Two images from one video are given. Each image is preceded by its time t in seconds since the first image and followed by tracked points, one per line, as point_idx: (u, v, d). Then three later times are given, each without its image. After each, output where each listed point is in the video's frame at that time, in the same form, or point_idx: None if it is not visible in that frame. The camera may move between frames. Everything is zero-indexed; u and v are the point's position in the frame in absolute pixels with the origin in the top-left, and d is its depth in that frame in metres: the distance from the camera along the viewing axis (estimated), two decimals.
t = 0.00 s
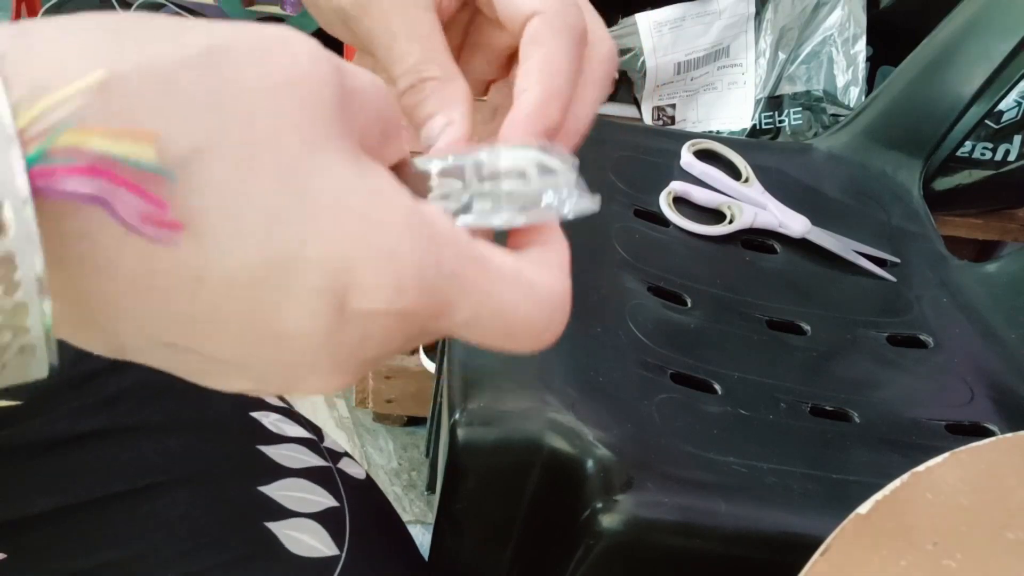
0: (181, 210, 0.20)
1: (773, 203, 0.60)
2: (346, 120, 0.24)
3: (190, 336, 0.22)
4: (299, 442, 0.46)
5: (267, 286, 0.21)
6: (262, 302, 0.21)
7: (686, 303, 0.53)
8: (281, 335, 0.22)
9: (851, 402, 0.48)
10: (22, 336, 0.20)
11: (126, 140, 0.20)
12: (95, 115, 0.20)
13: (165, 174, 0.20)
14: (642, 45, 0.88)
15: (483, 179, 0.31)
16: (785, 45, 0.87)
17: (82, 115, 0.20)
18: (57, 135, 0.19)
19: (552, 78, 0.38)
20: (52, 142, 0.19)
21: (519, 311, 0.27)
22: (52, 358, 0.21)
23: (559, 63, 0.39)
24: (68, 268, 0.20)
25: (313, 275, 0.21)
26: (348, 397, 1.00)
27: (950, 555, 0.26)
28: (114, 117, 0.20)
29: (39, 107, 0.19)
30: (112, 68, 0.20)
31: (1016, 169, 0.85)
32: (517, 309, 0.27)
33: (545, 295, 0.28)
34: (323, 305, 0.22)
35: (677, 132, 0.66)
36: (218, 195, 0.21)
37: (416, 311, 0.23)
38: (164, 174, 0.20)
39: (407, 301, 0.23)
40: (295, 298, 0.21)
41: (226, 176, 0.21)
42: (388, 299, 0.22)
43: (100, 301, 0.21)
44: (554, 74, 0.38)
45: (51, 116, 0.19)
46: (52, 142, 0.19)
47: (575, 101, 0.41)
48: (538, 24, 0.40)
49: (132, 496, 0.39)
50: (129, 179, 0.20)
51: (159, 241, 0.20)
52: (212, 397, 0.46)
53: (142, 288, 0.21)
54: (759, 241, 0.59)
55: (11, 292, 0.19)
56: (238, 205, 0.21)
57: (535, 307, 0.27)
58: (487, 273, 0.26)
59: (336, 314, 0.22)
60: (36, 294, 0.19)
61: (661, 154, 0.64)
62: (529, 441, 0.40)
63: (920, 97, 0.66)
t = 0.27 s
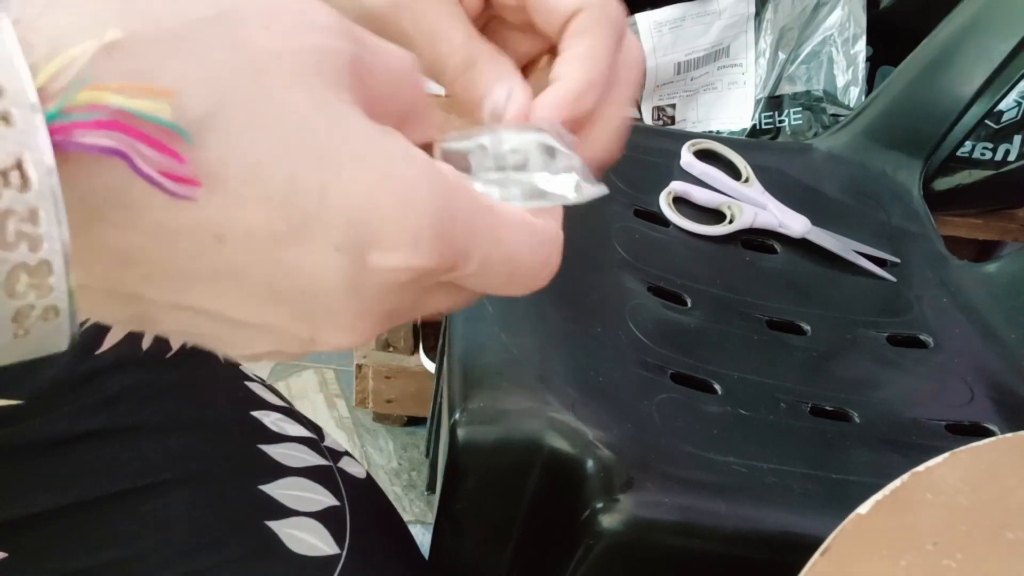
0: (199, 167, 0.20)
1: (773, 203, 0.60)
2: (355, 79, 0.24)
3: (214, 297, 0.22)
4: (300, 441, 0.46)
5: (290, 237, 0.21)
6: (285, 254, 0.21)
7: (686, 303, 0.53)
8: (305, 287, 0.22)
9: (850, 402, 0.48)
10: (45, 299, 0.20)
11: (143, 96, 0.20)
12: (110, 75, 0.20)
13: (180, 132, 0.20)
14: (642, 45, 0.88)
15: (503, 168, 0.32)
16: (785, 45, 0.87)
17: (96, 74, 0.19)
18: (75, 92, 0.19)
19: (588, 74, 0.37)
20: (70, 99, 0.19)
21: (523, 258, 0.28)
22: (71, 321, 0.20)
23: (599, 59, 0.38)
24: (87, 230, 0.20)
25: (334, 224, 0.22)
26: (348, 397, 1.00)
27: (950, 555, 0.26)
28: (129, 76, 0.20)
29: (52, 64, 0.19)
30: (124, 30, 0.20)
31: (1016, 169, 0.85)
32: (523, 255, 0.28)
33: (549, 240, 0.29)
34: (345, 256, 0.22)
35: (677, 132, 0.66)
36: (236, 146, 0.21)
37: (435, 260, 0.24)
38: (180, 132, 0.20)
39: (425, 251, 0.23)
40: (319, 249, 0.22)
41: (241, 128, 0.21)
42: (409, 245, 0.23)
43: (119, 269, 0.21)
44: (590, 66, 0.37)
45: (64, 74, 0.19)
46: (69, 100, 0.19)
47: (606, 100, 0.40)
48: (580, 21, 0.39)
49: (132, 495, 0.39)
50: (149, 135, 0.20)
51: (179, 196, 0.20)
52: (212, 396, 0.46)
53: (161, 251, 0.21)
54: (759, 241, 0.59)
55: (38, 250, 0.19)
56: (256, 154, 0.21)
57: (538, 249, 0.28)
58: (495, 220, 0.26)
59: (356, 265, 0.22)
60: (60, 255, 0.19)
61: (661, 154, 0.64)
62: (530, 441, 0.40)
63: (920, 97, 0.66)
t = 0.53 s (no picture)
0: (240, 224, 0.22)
1: (773, 203, 0.60)
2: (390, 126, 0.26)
3: (252, 332, 0.24)
4: (300, 442, 0.46)
5: (323, 284, 0.23)
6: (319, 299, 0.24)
7: (686, 303, 0.53)
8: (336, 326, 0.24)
9: (850, 403, 0.48)
10: (107, 339, 0.22)
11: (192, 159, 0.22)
12: (163, 138, 0.21)
13: (226, 193, 0.22)
14: (642, 46, 0.87)
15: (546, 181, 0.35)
16: (785, 45, 0.87)
17: (150, 137, 0.21)
18: (131, 157, 0.21)
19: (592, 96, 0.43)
20: (126, 164, 0.21)
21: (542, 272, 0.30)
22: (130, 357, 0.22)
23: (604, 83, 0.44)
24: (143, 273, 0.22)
25: (364, 276, 0.24)
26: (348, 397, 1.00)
27: (951, 555, 0.26)
28: (182, 138, 0.22)
29: (115, 130, 0.21)
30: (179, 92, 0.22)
31: (1016, 169, 0.85)
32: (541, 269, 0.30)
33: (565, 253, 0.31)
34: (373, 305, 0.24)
35: (677, 131, 0.66)
36: (280, 203, 0.22)
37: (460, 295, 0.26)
38: (226, 193, 0.22)
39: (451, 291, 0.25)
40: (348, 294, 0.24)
41: (285, 186, 0.22)
42: (435, 291, 0.25)
43: (168, 299, 0.23)
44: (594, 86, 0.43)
45: (124, 139, 0.21)
46: (126, 164, 0.21)
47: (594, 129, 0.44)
48: (591, 51, 0.46)
49: (133, 496, 0.39)
50: (198, 197, 0.22)
51: (223, 252, 0.22)
52: (213, 397, 0.46)
53: (208, 291, 0.23)
54: (759, 241, 0.59)
55: (103, 299, 0.21)
56: (298, 210, 0.23)
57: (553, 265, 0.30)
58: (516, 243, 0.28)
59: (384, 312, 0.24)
60: (120, 302, 0.21)
61: (661, 154, 0.64)
62: (529, 441, 0.40)
63: (920, 97, 0.66)
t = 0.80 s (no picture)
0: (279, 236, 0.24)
1: (773, 203, 0.60)
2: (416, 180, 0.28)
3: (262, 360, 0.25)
4: (301, 441, 0.46)
5: (332, 314, 0.24)
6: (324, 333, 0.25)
7: (686, 303, 0.53)
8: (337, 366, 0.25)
9: (850, 403, 0.48)
10: (136, 326, 0.23)
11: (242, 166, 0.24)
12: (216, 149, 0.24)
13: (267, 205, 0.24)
14: (642, 45, 0.87)
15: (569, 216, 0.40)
16: (785, 45, 0.87)
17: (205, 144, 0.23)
18: (187, 159, 0.23)
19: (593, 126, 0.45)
20: (184, 164, 0.23)
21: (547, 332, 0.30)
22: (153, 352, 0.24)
23: (600, 113, 0.46)
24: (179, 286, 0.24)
25: (370, 313, 0.24)
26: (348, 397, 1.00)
27: (951, 555, 0.26)
28: (235, 150, 0.24)
29: (177, 139, 0.23)
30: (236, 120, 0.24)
31: (1016, 169, 0.85)
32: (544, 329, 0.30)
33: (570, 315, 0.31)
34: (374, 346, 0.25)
35: (677, 131, 0.66)
36: (306, 231, 0.24)
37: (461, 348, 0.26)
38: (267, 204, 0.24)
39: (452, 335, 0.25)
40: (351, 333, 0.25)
41: (312, 217, 0.24)
42: (435, 342, 0.25)
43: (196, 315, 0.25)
44: (592, 117, 0.46)
45: (183, 146, 0.23)
46: (183, 164, 0.23)
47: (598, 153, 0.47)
48: (586, 83, 0.48)
49: (134, 495, 0.39)
50: (245, 198, 0.23)
51: (261, 251, 0.23)
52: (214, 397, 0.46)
53: (226, 307, 0.24)
54: (759, 241, 0.59)
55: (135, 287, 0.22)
56: (320, 242, 0.24)
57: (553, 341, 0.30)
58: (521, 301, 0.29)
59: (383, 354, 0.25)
60: (152, 292, 0.22)
61: (661, 154, 0.64)
62: (530, 441, 0.40)
63: (921, 97, 0.66)
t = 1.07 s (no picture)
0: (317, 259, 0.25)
1: (773, 203, 0.60)
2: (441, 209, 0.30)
3: (293, 380, 0.26)
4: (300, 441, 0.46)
5: (367, 337, 0.26)
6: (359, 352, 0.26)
7: (686, 303, 0.53)
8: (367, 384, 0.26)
9: (850, 403, 0.48)
10: (173, 356, 0.24)
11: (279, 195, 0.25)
12: (255, 177, 0.25)
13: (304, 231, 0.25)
14: (642, 45, 0.87)
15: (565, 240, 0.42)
16: (785, 45, 0.87)
17: (246, 174, 0.24)
18: (227, 190, 0.24)
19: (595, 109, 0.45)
20: (223, 196, 0.24)
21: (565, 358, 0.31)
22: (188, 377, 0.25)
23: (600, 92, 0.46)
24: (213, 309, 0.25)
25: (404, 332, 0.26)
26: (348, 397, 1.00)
27: (951, 555, 0.26)
28: (272, 177, 0.25)
29: (212, 170, 0.24)
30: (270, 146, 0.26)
31: (1016, 169, 0.85)
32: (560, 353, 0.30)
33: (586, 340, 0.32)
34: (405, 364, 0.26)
35: (677, 131, 0.66)
36: (343, 256, 0.25)
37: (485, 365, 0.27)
38: (304, 230, 0.25)
39: (479, 359, 0.27)
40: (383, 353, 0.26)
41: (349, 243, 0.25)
42: (463, 362, 0.26)
43: (228, 337, 0.26)
44: (592, 99, 0.45)
45: (222, 177, 0.24)
46: (223, 196, 0.24)
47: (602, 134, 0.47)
48: (585, 65, 0.47)
49: (134, 495, 0.39)
50: (281, 228, 0.24)
51: (296, 280, 0.25)
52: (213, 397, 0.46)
53: (263, 332, 0.25)
54: (759, 241, 0.59)
55: (176, 317, 0.23)
56: (356, 266, 0.25)
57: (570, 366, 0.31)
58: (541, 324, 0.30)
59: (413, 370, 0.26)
60: (192, 321, 0.23)
61: (661, 154, 0.64)
62: (529, 442, 0.40)
63: (921, 97, 0.66)
